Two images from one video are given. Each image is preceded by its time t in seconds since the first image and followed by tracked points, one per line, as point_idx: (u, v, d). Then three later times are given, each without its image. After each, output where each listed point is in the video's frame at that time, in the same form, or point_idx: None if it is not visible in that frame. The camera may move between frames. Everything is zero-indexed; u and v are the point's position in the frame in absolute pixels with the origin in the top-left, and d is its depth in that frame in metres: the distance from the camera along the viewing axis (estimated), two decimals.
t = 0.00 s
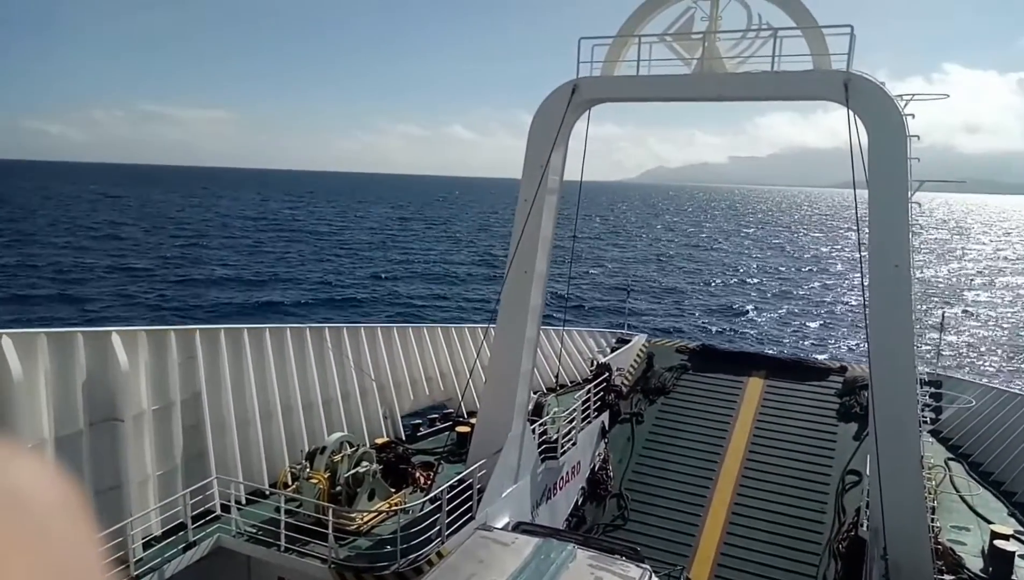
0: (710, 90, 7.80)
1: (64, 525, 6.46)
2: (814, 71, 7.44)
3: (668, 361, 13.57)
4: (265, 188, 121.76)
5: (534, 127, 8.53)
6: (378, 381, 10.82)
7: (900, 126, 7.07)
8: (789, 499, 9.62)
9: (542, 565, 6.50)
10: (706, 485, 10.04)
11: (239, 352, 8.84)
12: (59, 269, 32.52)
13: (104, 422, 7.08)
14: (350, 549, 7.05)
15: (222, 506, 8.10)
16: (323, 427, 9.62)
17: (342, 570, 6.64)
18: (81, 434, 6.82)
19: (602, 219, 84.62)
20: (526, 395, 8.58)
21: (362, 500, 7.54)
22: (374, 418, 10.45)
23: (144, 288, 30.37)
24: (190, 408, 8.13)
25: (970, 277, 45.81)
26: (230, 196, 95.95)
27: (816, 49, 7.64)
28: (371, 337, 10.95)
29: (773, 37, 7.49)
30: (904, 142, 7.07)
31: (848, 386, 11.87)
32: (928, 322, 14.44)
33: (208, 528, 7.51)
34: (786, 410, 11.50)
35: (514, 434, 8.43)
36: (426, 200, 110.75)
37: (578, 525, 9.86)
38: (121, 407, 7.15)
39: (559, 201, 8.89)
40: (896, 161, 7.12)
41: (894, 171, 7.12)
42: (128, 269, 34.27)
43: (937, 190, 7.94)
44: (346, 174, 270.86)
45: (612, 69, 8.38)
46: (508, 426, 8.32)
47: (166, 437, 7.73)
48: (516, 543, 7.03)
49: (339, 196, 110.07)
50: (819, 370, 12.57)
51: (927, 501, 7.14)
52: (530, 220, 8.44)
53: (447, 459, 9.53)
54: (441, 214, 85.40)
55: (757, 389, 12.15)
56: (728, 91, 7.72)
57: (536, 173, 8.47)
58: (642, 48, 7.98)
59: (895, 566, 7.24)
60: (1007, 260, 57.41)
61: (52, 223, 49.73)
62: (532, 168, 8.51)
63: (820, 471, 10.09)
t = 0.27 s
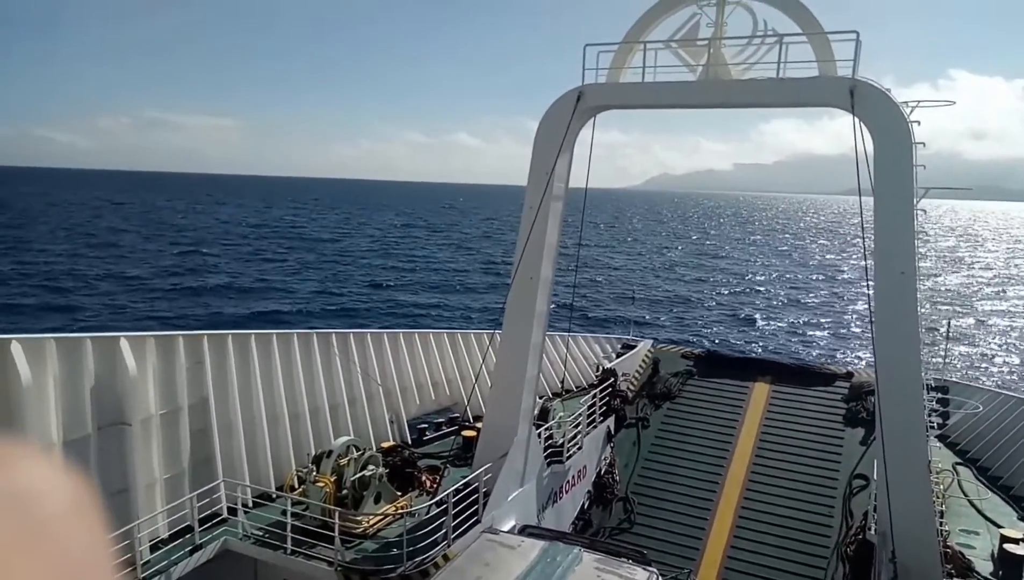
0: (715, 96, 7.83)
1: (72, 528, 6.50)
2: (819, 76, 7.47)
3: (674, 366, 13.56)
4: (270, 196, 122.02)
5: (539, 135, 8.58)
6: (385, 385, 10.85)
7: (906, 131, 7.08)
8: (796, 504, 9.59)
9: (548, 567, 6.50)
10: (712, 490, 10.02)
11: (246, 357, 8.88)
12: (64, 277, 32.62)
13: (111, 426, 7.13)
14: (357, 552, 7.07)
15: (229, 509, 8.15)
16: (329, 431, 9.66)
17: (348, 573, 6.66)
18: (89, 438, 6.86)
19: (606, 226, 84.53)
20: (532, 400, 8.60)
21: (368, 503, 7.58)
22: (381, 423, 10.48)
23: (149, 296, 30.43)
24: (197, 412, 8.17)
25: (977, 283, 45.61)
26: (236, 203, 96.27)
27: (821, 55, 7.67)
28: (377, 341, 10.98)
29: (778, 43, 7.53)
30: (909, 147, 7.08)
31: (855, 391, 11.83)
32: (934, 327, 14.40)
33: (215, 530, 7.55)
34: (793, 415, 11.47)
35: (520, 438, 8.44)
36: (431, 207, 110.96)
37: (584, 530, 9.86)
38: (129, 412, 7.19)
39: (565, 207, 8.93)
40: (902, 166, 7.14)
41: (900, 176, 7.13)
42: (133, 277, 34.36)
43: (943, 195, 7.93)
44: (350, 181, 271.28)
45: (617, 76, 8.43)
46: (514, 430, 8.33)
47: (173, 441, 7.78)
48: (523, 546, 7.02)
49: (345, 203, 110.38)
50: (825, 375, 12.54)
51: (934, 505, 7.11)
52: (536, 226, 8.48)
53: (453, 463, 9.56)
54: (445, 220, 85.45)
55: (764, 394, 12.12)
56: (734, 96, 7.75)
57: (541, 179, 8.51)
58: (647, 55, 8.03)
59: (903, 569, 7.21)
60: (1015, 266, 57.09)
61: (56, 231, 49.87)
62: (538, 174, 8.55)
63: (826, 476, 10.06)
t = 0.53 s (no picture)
0: (719, 86, 7.76)
1: (75, 526, 6.54)
2: (824, 65, 7.40)
3: (679, 358, 13.53)
4: (270, 190, 121.83)
5: (542, 127, 8.52)
6: (389, 380, 10.86)
7: (912, 120, 7.01)
8: (802, 496, 9.57)
9: (553, 562, 6.49)
10: (717, 482, 10.01)
11: (251, 352, 8.89)
12: (66, 274, 32.61)
13: (117, 422, 7.14)
14: (363, 547, 7.08)
15: (235, 504, 8.17)
16: (334, 426, 9.67)
17: (354, 568, 6.67)
18: (95, 434, 6.88)
19: (609, 217, 84.23)
20: (537, 393, 8.58)
21: (374, 498, 7.59)
22: (386, 417, 10.50)
23: (152, 292, 30.45)
24: (202, 407, 8.19)
25: (981, 271, 45.42)
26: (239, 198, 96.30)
27: (826, 43, 7.58)
28: (382, 336, 10.98)
29: (783, 32, 7.45)
30: (915, 137, 7.01)
31: (861, 381, 11.80)
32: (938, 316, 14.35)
33: (221, 525, 7.56)
34: (798, 406, 11.44)
35: (525, 432, 8.43)
36: (434, 200, 110.76)
37: (589, 523, 9.86)
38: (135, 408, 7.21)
39: (569, 199, 8.89)
40: (909, 155, 7.06)
41: (906, 165, 7.06)
42: (136, 273, 34.40)
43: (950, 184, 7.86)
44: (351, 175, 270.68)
45: (621, 67, 8.36)
46: (519, 424, 8.32)
47: (179, 436, 7.80)
48: (528, 540, 7.01)
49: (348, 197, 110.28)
50: (831, 366, 12.50)
51: (941, 496, 7.08)
52: (540, 218, 8.43)
53: (458, 457, 9.56)
54: (446, 213, 85.27)
55: (770, 385, 12.08)
56: (738, 86, 7.68)
57: (545, 171, 8.47)
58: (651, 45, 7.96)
59: (909, 561, 7.19)
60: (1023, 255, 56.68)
61: (57, 228, 49.81)
62: (541, 166, 8.50)
63: (833, 467, 10.04)
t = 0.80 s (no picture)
0: (719, 88, 7.78)
1: (77, 524, 6.55)
2: (823, 67, 7.42)
3: (679, 360, 13.54)
4: (268, 191, 121.67)
5: (542, 128, 8.54)
6: (390, 381, 10.87)
7: (912, 121, 7.03)
8: (802, 497, 9.58)
9: (553, 562, 6.50)
10: (717, 483, 10.02)
11: (252, 353, 8.89)
12: (66, 276, 32.56)
13: (118, 422, 7.17)
14: (363, 547, 7.09)
15: (236, 505, 8.18)
16: (335, 427, 9.69)
17: (355, 568, 6.68)
18: (96, 434, 6.89)
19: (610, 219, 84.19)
20: (537, 394, 8.59)
21: (374, 498, 7.59)
22: (386, 418, 10.51)
23: (151, 294, 30.40)
24: (203, 408, 8.21)
25: (981, 273, 45.36)
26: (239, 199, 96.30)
27: (826, 45, 7.60)
28: (382, 337, 10.99)
29: (783, 34, 7.46)
30: (914, 138, 7.03)
31: (860, 383, 11.81)
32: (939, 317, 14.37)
33: (221, 526, 7.57)
34: (798, 407, 11.45)
35: (526, 433, 8.44)
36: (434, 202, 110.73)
37: (590, 524, 9.86)
38: (136, 408, 7.23)
39: (569, 200, 8.91)
40: (909, 157, 7.08)
41: (906, 166, 7.07)
42: (136, 275, 34.37)
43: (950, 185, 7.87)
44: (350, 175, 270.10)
45: (621, 68, 8.39)
46: (519, 424, 8.33)
47: (180, 437, 7.81)
48: (528, 541, 7.01)
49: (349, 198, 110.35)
50: (831, 367, 12.50)
51: (941, 497, 7.09)
52: (540, 219, 8.45)
53: (459, 458, 9.57)
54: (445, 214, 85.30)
55: (770, 387, 12.09)
56: (738, 88, 7.70)
57: (545, 172, 8.49)
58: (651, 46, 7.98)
59: (909, 562, 7.19)
60: None
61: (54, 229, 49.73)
62: (542, 167, 8.52)
63: (833, 468, 10.05)
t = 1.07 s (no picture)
0: (718, 82, 7.75)
1: (71, 527, 6.53)
2: (822, 61, 7.40)
3: (678, 354, 13.54)
4: (265, 187, 121.07)
5: (541, 124, 8.52)
6: (389, 376, 10.86)
7: (911, 115, 7.01)
8: (801, 491, 9.59)
9: (553, 558, 6.51)
10: (717, 478, 10.03)
11: (251, 349, 8.89)
12: (63, 270, 32.39)
13: (117, 419, 7.16)
14: (363, 543, 7.10)
15: (236, 502, 8.18)
16: (334, 423, 9.69)
17: (355, 564, 6.69)
18: (95, 432, 6.89)
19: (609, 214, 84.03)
20: (537, 389, 8.59)
21: (374, 494, 7.60)
22: (386, 414, 10.51)
23: (149, 289, 30.28)
24: (203, 405, 8.20)
25: (981, 267, 45.34)
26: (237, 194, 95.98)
27: (825, 39, 7.58)
28: (382, 332, 10.97)
29: (781, 28, 7.44)
30: (913, 132, 7.02)
31: (860, 377, 11.82)
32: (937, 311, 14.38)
33: (221, 523, 7.57)
34: (798, 402, 11.46)
35: (525, 428, 8.44)
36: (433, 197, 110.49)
37: (589, 519, 9.87)
38: (136, 405, 7.22)
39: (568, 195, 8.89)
40: (908, 151, 7.06)
41: (906, 160, 7.06)
42: (134, 270, 34.23)
43: (949, 179, 7.85)
44: (347, 171, 269.26)
45: (619, 62, 8.36)
46: (519, 420, 8.34)
47: (180, 434, 7.81)
48: (528, 537, 7.00)
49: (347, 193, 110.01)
50: (830, 362, 12.51)
51: (941, 492, 7.10)
52: (539, 215, 8.44)
53: (458, 454, 9.58)
54: (442, 210, 85.12)
55: (769, 381, 12.09)
56: (737, 82, 7.67)
57: (544, 167, 8.46)
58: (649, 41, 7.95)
59: (908, 556, 7.21)
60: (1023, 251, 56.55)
61: (48, 224, 49.36)
62: (540, 162, 8.50)
63: (832, 462, 10.06)
